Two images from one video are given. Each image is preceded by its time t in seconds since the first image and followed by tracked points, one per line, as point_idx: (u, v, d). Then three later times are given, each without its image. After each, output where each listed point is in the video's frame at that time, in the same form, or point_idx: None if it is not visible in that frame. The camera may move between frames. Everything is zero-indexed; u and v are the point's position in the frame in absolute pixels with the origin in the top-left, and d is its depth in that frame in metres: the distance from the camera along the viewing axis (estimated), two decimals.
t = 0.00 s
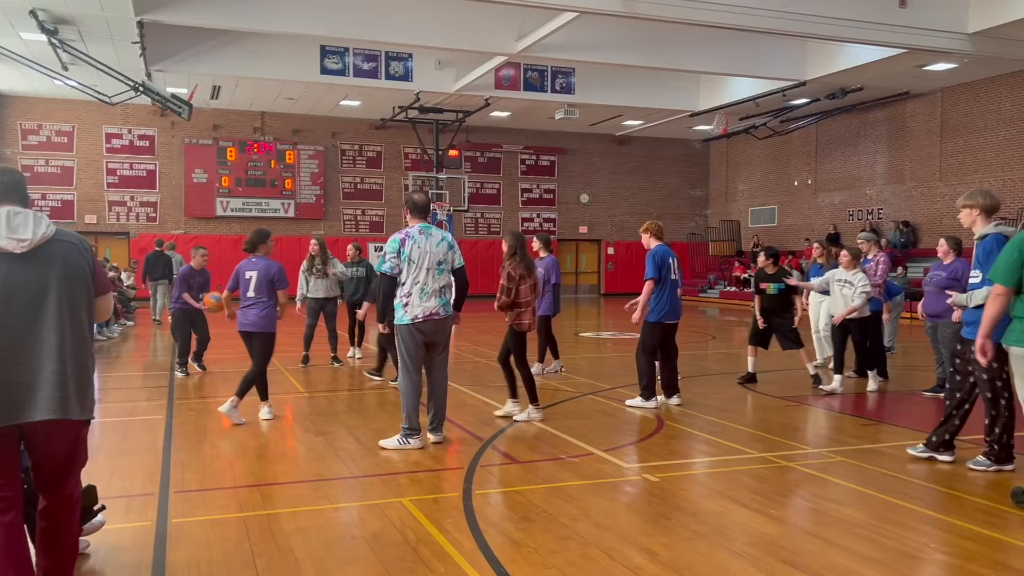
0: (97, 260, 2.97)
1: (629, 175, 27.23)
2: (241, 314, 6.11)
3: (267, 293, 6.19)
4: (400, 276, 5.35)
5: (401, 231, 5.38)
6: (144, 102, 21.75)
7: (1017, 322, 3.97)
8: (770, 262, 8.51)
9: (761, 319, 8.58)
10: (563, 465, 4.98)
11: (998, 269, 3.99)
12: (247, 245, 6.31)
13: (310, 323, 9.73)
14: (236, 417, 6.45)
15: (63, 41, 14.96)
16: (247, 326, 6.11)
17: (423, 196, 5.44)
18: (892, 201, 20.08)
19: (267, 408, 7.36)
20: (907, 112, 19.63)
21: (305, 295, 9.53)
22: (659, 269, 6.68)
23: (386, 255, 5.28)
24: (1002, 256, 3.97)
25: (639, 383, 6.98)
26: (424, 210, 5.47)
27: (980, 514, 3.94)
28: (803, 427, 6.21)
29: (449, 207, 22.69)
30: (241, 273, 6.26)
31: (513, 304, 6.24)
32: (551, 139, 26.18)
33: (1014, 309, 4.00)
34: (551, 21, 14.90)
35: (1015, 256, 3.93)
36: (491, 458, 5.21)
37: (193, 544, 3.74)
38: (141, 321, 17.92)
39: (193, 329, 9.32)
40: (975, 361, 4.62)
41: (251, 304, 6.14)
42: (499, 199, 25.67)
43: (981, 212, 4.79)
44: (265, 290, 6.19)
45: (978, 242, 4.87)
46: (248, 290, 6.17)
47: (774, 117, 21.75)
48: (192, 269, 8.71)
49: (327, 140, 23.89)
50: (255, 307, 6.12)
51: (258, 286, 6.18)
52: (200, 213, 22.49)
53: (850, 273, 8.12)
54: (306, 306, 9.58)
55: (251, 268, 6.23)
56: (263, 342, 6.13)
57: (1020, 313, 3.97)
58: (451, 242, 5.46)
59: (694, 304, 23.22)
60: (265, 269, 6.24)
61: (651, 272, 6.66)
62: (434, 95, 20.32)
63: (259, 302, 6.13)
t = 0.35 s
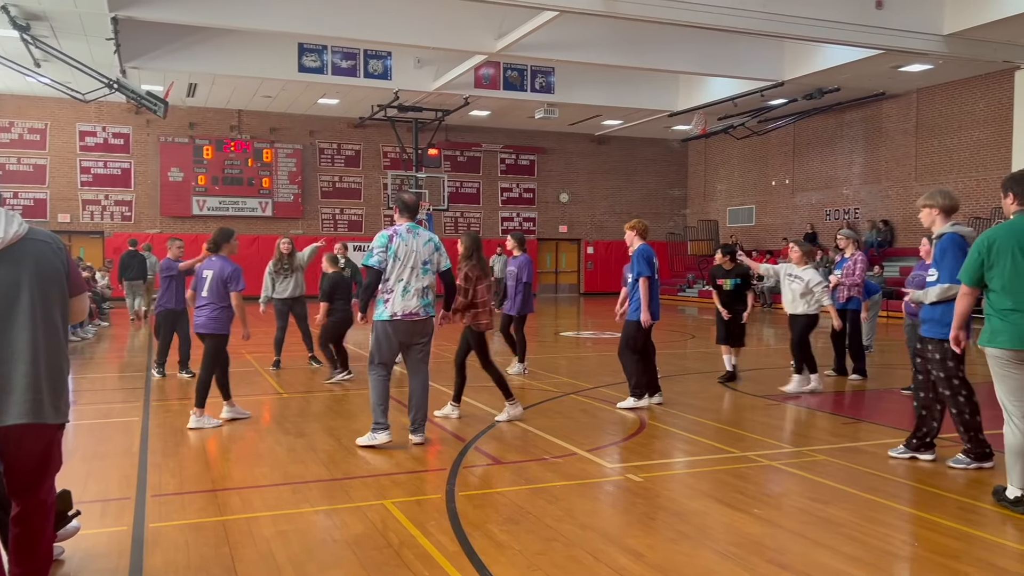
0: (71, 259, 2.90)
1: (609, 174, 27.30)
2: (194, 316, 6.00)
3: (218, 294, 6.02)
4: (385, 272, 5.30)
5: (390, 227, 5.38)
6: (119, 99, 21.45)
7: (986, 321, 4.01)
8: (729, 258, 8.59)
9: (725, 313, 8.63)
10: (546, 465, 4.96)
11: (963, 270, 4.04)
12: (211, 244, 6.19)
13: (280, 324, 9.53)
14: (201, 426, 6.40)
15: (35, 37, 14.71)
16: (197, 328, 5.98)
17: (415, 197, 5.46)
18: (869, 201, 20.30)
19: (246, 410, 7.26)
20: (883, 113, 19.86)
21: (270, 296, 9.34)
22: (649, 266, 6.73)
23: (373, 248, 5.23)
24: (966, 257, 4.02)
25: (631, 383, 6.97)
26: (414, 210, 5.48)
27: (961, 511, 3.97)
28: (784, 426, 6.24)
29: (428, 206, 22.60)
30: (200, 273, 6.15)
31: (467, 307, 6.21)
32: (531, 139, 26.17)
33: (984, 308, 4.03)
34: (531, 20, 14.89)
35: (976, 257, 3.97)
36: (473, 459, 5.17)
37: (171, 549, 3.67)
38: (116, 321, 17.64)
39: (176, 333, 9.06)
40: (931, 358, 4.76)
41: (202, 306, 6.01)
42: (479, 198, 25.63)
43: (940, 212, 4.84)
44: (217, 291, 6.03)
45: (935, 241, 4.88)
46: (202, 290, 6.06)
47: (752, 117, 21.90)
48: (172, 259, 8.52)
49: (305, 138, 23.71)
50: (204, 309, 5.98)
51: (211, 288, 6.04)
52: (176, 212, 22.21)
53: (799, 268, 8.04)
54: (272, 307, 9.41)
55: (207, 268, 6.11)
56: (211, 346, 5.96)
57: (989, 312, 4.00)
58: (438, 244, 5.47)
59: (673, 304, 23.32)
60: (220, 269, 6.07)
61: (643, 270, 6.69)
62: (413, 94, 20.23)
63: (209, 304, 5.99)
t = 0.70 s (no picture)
0: (45, 260, 2.81)
1: (588, 175, 27.34)
2: (160, 317, 5.79)
3: (186, 296, 5.82)
4: (350, 277, 5.24)
5: (351, 232, 5.29)
6: (93, 98, 21.12)
7: (991, 323, 3.97)
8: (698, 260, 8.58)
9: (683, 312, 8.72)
10: (531, 468, 4.93)
11: (972, 269, 3.99)
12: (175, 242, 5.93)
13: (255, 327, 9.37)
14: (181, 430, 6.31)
15: (7, 34, 14.43)
16: (165, 331, 5.79)
17: (376, 196, 5.34)
18: (846, 201, 20.51)
19: (225, 413, 7.16)
20: (860, 114, 20.06)
21: (244, 297, 9.21)
22: (613, 270, 6.63)
23: (335, 255, 5.16)
24: (978, 254, 3.96)
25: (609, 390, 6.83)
26: (377, 211, 5.37)
27: (946, 512, 3.99)
28: (766, 426, 6.26)
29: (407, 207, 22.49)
30: (163, 272, 5.92)
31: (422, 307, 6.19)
32: (510, 139, 26.13)
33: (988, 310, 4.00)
34: (512, 20, 14.85)
35: (989, 257, 3.92)
36: (457, 462, 5.13)
37: (150, 558, 3.58)
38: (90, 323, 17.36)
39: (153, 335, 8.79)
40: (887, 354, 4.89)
41: (169, 308, 5.80)
42: (458, 199, 25.55)
43: (902, 212, 4.89)
44: (185, 293, 5.82)
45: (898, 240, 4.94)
46: (168, 291, 5.82)
47: (731, 118, 22.03)
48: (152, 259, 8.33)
49: (283, 138, 23.49)
50: (173, 311, 5.79)
51: (178, 289, 5.82)
52: (151, 212, 21.90)
53: (745, 268, 7.88)
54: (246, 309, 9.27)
55: (173, 267, 5.90)
56: (184, 350, 5.81)
57: (994, 314, 3.97)
58: (404, 241, 5.34)
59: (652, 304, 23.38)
60: (188, 270, 5.87)
61: (606, 274, 6.61)
62: (392, 93, 20.10)
63: (178, 306, 5.79)
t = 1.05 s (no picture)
0: (22, 261, 2.74)
1: (573, 176, 27.34)
2: (131, 319, 5.68)
3: (155, 296, 5.71)
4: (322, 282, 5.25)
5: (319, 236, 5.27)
6: (72, 96, 20.85)
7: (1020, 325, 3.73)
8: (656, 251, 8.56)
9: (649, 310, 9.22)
10: (520, 470, 4.88)
11: (1010, 268, 3.68)
12: (138, 242, 5.80)
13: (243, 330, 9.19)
14: (164, 434, 6.20)
15: None
16: (133, 332, 5.68)
17: (339, 198, 5.28)
18: (829, 202, 20.64)
19: (208, 416, 7.07)
20: (844, 115, 20.19)
21: (234, 298, 9.00)
22: (593, 269, 6.51)
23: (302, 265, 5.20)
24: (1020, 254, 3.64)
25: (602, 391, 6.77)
26: (343, 212, 5.31)
27: (936, 513, 4.00)
28: (754, 427, 6.25)
29: (392, 207, 22.38)
30: (130, 274, 5.78)
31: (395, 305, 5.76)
32: (495, 140, 26.08)
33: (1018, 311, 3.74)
34: (497, 20, 14.80)
35: None
36: (445, 465, 5.07)
37: (132, 564, 3.50)
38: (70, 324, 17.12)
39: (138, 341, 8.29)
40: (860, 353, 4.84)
41: (138, 309, 5.69)
42: (443, 199, 25.47)
43: (879, 212, 4.87)
44: (153, 293, 5.71)
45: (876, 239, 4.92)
46: (136, 292, 5.70)
47: (715, 119, 22.11)
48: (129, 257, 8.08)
49: (265, 137, 23.30)
50: (143, 312, 5.67)
51: (146, 289, 5.70)
52: (132, 212, 21.65)
53: (687, 269, 7.73)
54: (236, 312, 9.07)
55: (141, 268, 5.77)
56: (156, 351, 5.70)
57: None
58: (368, 236, 5.16)
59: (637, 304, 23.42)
60: (156, 270, 5.76)
61: (586, 274, 6.49)
62: (376, 92, 19.96)
63: (147, 307, 5.68)
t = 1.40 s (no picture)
0: None
1: (558, 177, 27.31)
2: (96, 320, 5.53)
3: (121, 297, 5.60)
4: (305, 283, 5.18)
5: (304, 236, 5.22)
6: (51, 96, 20.55)
7: None
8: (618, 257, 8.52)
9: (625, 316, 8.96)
10: (504, 475, 4.81)
11: None
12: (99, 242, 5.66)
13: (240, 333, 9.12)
14: (138, 436, 6.08)
15: None
16: (99, 333, 5.53)
17: (326, 197, 5.22)
18: (812, 204, 20.74)
19: (188, 420, 6.93)
20: (827, 117, 20.29)
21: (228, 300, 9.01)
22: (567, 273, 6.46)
23: (286, 266, 5.17)
24: None
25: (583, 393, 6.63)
26: (331, 212, 5.24)
27: (925, 516, 3.97)
28: (740, 429, 6.21)
29: (376, 208, 22.24)
30: (92, 274, 5.61)
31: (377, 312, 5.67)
32: (479, 141, 26.02)
33: None
34: (481, 20, 14.73)
35: None
36: (428, 470, 4.99)
37: None
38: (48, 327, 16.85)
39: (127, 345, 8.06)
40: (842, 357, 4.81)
41: (103, 311, 5.55)
42: (427, 200, 25.38)
43: (861, 212, 4.84)
44: (120, 294, 5.60)
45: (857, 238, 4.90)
46: (101, 293, 5.56)
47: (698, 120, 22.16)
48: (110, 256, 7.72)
49: (248, 138, 23.08)
50: (109, 314, 5.55)
51: (112, 290, 5.57)
52: (113, 213, 21.38)
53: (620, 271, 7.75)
54: (230, 312, 9.02)
55: (105, 269, 5.61)
56: (125, 352, 5.61)
57: None
58: (350, 237, 5.06)
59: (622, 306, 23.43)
60: (121, 270, 5.64)
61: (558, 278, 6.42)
62: (359, 93, 19.81)
63: (115, 308, 5.56)
